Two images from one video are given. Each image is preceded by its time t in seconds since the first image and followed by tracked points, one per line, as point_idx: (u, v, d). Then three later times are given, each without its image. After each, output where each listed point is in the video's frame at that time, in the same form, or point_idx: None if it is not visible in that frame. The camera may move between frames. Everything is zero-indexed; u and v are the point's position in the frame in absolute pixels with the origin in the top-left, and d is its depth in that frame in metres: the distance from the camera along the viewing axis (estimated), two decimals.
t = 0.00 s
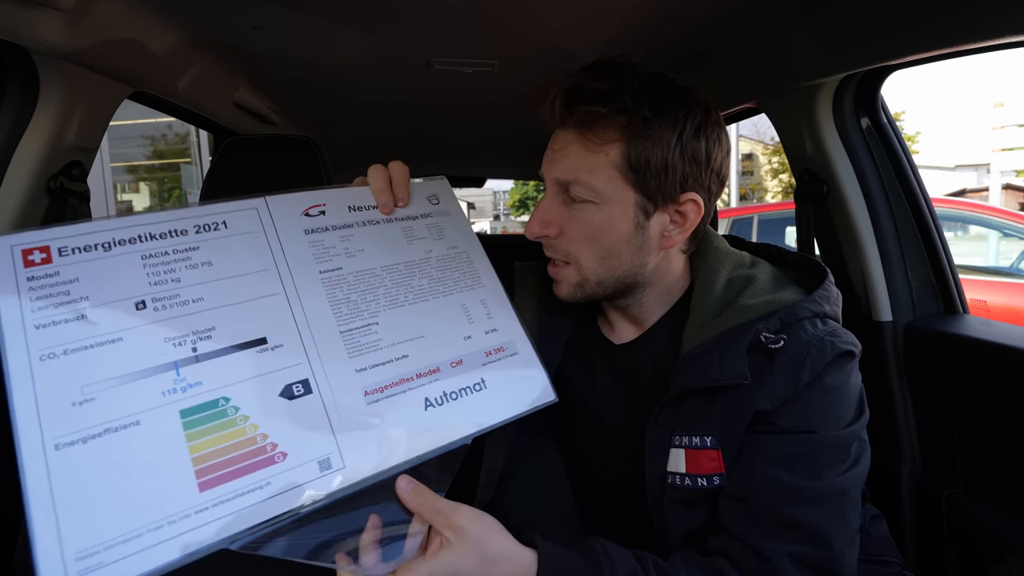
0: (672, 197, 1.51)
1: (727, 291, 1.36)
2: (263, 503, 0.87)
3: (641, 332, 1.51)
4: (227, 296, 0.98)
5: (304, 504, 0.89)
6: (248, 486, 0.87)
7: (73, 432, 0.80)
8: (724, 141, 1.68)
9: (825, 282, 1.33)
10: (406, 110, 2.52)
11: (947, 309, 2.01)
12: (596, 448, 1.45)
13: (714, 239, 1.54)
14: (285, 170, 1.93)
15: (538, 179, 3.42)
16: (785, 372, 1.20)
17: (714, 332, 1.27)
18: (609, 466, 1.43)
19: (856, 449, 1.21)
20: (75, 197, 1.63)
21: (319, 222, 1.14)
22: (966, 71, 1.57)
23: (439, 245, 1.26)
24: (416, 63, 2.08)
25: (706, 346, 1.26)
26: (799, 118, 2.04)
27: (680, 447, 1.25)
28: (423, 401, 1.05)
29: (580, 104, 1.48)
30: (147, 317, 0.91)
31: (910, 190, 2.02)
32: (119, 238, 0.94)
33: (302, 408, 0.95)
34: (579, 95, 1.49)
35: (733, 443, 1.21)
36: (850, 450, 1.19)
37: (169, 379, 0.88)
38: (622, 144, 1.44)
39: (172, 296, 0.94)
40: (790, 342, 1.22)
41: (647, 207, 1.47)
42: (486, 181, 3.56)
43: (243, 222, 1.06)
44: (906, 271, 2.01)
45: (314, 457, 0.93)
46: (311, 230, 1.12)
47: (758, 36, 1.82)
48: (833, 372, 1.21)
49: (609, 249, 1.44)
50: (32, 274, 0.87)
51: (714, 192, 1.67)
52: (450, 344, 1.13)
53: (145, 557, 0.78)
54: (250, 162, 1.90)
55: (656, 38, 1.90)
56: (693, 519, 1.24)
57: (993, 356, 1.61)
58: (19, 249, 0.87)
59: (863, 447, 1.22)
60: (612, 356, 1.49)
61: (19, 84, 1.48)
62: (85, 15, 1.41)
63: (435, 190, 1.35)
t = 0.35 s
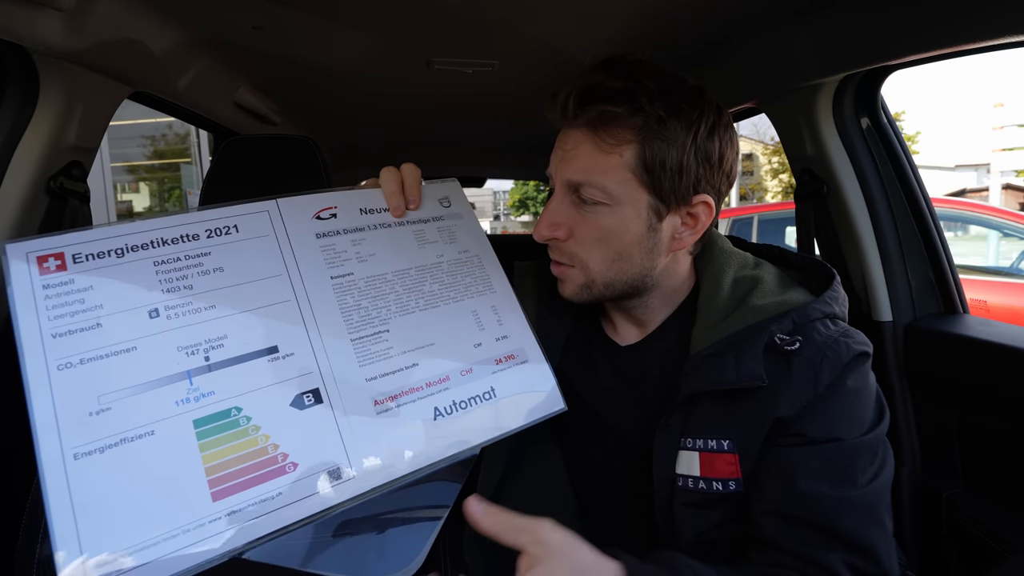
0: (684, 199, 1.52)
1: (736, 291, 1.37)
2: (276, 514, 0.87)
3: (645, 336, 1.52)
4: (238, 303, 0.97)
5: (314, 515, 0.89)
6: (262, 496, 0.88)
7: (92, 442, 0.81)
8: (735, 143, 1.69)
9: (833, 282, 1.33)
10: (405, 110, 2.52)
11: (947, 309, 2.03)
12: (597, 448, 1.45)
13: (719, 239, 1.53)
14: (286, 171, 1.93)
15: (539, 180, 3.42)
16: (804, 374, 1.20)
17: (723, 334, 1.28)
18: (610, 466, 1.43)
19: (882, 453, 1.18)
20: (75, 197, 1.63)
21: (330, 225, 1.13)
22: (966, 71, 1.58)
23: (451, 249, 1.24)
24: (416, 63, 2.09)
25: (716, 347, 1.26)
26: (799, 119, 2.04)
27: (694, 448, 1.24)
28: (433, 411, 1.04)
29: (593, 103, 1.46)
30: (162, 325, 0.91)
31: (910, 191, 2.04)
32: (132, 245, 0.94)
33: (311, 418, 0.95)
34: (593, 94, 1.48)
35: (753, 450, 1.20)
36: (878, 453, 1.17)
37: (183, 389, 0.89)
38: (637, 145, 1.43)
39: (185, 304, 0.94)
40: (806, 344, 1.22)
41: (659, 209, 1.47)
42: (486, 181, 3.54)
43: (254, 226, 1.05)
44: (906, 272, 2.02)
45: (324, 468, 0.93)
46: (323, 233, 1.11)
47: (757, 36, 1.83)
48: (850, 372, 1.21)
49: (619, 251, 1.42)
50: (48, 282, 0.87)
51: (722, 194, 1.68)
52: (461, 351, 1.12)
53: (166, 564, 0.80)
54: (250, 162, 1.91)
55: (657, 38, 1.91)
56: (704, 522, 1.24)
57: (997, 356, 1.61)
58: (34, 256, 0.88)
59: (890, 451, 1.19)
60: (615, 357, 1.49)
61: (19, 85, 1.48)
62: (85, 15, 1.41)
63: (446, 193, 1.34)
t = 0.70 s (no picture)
0: (706, 198, 1.43)
1: (761, 292, 1.32)
2: (273, 530, 0.87)
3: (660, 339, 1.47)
4: (238, 305, 0.96)
5: (314, 531, 0.89)
6: (258, 512, 0.87)
7: (78, 452, 0.80)
8: (765, 139, 1.59)
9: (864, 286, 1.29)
10: (406, 110, 2.51)
11: (947, 308, 2.02)
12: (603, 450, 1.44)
13: (741, 237, 1.48)
14: (286, 170, 1.92)
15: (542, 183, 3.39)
16: (841, 382, 1.17)
17: (752, 337, 1.24)
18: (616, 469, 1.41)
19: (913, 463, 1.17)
20: (75, 197, 1.62)
21: (335, 223, 1.11)
22: (966, 71, 1.57)
23: (461, 250, 1.22)
24: (416, 63, 2.07)
25: (746, 351, 1.22)
26: (799, 118, 2.03)
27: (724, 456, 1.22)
28: (440, 422, 1.03)
29: (611, 92, 1.39)
30: (155, 327, 0.89)
31: (910, 193, 2.03)
32: (124, 240, 0.92)
33: (313, 428, 0.94)
34: (613, 81, 1.41)
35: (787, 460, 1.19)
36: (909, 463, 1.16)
37: (177, 396, 0.87)
38: (655, 137, 1.35)
39: (181, 305, 0.92)
40: (843, 350, 1.20)
41: (679, 206, 1.38)
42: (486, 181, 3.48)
43: (256, 222, 1.03)
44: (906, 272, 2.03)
45: (326, 482, 0.92)
46: (328, 232, 1.09)
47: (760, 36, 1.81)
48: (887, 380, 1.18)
49: (634, 250, 1.35)
50: (32, 277, 0.85)
51: (750, 193, 1.59)
52: (470, 360, 1.10)
53: None
54: (251, 162, 1.89)
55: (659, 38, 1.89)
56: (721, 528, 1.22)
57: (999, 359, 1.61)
58: (18, 250, 0.85)
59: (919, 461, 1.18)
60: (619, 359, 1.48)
61: (19, 86, 1.46)
62: (84, 15, 1.40)
63: (458, 189, 1.31)
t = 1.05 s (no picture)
0: (735, 197, 1.34)
1: (799, 296, 1.29)
2: (266, 530, 0.85)
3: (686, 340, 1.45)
4: (240, 298, 0.93)
5: (307, 533, 0.87)
6: (251, 511, 0.85)
7: (70, 444, 0.78)
8: (807, 131, 1.47)
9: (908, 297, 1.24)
10: (407, 110, 2.49)
11: (947, 308, 2.04)
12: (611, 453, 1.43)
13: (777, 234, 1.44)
14: (285, 169, 1.90)
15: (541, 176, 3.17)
16: (871, 399, 1.14)
17: (783, 342, 1.21)
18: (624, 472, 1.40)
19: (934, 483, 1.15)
20: (75, 197, 1.60)
21: (343, 214, 1.07)
22: (966, 71, 1.54)
23: (473, 246, 1.18)
24: (416, 62, 2.05)
25: (776, 355, 1.20)
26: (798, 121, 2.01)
27: (734, 460, 1.22)
28: (442, 426, 1.01)
29: (634, 80, 1.30)
30: (152, 318, 0.87)
31: (911, 194, 2.04)
32: (126, 225, 0.90)
33: (311, 427, 0.92)
34: (636, 66, 1.32)
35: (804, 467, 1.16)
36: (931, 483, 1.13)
37: (173, 389, 0.85)
38: (680, 129, 1.26)
39: (181, 295, 0.90)
40: (878, 364, 1.16)
41: (703, 205, 1.31)
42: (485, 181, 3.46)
43: (261, 211, 1.00)
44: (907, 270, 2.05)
45: (320, 485, 0.90)
46: (335, 223, 1.06)
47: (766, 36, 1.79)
48: (921, 394, 1.15)
49: (654, 251, 1.29)
50: (34, 263, 0.83)
51: (787, 189, 1.48)
52: (476, 362, 1.08)
53: None
54: (251, 162, 1.87)
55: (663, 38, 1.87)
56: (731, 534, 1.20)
57: (995, 362, 1.60)
58: (20, 233, 0.84)
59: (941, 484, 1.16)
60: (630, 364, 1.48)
61: (19, 88, 1.42)
62: (84, 15, 1.38)
63: (474, 180, 1.25)
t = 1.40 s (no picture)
0: (746, 196, 1.31)
1: (815, 299, 1.28)
2: (241, 538, 0.84)
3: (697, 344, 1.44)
4: (227, 294, 0.92)
5: (286, 542, 0.86)
6: (227, 517, 0.84)
7: (39, 439, 0.77)
8: (826, 128, 1.44)
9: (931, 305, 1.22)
10: (408, 111, 2.48)
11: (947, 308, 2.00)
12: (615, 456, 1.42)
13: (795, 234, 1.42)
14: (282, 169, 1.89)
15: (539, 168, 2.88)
16: (889, 411, 1.11)
17: (798, 349, 1.20)
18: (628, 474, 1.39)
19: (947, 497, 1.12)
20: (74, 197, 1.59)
21: (340, 210, 1.06)
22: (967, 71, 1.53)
23: (473, 249, 1.16)
24: (416, 63, 2.04)
25: (789, 363, 1.19)
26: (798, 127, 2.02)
27: (744, 472, 1.20)
28: (433, 434, 1.00)
29: (642, 71, 1.29)
30: (132, 310, 0.86)
31: (910, 192, 2.01)
32: (111, 212, 0.88)
33: (295, 431, 0.91)
34: (641, 58, 1.32)
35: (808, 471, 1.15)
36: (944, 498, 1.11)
37: (151, 386, 0.84)
38: (687, 122, 1.23)
39: (164, 287, 0.89)
40: (899, 375, 1.13)
41: (712, 204, 1.28)
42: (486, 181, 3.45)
43: (255, 204, 0.98)
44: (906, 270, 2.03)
45: (304, 492, 0.89)
46: (330, 219, 1.04)
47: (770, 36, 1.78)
48: (942, 406, 1.13)
49: (659, 249, 1.27)
50: (9, 246, 0.82)
51: (803, 189, 1.45)
52: (471, 368, 1.07)
53: None
54: (250, 163, 1.86)
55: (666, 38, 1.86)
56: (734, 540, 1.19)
57: (990, 365, 1.60)
58: None
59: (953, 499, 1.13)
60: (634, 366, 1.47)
61: (19, 90, 1.41)
62: (84, 16, 1.37)
63: (476, 181, 1.23)
